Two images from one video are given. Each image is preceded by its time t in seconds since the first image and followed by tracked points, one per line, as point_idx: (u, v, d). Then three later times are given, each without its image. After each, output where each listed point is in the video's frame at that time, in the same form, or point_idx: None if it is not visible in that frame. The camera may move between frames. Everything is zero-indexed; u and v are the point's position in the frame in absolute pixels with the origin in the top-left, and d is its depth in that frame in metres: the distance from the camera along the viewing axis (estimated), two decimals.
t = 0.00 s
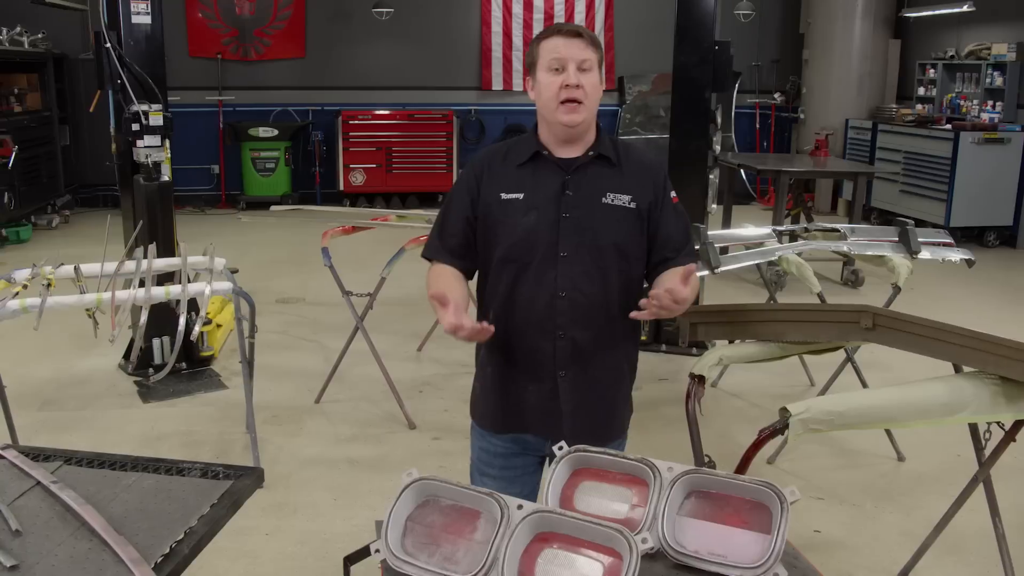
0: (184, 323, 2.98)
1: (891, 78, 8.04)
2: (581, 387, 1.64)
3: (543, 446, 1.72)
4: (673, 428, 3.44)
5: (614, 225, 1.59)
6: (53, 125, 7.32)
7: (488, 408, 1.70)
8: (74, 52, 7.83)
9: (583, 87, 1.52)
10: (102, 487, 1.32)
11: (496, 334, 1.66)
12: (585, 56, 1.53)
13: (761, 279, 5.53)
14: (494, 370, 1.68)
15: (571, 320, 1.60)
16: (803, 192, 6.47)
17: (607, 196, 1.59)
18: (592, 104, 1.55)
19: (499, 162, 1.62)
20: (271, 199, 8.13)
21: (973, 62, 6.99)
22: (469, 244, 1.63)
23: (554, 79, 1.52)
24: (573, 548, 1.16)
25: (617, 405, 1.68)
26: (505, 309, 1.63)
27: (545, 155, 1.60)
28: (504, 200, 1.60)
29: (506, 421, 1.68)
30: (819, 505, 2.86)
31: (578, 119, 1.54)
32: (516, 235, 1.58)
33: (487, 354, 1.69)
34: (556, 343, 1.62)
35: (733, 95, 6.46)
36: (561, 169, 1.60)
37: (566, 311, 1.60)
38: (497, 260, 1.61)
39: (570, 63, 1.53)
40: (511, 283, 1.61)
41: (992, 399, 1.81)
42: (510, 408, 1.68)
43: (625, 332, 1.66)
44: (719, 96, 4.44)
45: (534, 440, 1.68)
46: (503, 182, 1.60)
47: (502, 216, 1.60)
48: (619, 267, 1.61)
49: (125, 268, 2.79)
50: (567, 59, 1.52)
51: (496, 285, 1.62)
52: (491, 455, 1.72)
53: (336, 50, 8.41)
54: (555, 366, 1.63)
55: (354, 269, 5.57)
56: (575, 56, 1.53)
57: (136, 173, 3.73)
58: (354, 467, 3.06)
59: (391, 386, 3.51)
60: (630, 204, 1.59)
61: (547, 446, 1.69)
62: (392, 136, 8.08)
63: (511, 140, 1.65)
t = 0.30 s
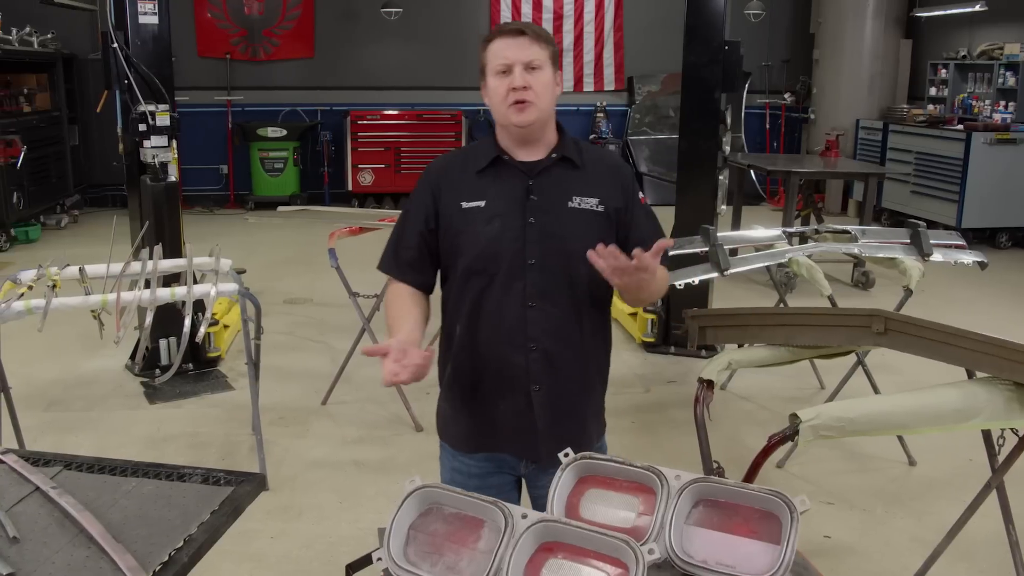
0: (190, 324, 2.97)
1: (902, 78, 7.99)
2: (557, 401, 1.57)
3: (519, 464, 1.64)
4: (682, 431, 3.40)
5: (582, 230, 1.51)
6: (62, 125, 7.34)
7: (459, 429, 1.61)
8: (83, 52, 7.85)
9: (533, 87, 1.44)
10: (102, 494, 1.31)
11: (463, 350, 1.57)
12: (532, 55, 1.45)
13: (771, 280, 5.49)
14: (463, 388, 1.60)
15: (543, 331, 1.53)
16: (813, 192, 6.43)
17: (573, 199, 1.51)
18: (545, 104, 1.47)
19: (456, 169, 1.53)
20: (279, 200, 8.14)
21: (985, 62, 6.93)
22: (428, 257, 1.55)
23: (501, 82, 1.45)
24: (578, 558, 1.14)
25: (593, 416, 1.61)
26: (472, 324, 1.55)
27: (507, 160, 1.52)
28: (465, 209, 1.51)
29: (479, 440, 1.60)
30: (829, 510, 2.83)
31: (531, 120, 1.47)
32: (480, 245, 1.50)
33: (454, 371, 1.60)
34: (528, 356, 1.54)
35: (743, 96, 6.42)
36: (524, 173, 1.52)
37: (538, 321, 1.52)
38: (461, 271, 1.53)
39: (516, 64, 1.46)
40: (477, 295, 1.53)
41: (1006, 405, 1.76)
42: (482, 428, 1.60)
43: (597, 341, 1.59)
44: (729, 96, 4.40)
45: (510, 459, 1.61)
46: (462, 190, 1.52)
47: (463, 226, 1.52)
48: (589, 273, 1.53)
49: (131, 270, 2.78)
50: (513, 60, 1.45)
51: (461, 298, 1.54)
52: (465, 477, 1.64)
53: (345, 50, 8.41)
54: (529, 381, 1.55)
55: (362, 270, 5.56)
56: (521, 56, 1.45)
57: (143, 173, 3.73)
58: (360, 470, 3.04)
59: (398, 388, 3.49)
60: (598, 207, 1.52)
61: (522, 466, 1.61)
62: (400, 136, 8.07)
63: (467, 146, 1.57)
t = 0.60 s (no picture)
0: (196, 324, 2.96)
1: (913, 77, 7.94)
2: (544, 411, 1.54)
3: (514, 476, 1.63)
4: (691, 433, 3.38)
5: (555, 234, 1.49)
6: (72, 124, 7.36)
7: (445, 449, 1.60)
8: (93, 52, 7.87)
9: (486, 95, 1.41)
10: (103, 498, 1.30)
11: (441, 368, 1.56)
12: (480, 60, 1.42)
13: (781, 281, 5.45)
14: (445, 408, 1.58)
15: (522, 342, 1.51)
16: (824, 192, 6.38)
17: (544, 203, 1.49)
18: (500, 108, 1.44)
19: (419, 184, 1.52)
20: (288, 199, 8.14)
21: (997, 61, 6.87)
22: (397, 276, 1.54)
23: (453, 94, 1.43)
24: (584, 567, 1.11)
25: (583, 423, 1.58)
26: (448, 341, 1.54)
27: (469, 168, 1.51)
28: (432, 223, 1.50)
29: (467, 460, 1.57)
30: (839, 514, 2.80)
31: (489, 128, 1.44)
32: (451, 259, 1.49)
33: (436, 390, 1.58)
34: (510, 370, 1.52)
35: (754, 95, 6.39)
36: (490, 179, 1.50)
37: (517, 334, 1.50)
38: (435, 288, 1.51)
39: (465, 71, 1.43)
40: (452, 312, 1.52)
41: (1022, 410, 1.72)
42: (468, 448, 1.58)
43: (579, 345, 1.56)
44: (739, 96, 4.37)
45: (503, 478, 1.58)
46: (428, 205, 1.51)
47: (432, 242, 1.50)
48: (567, 279, 1.50)
49: (138, 270, 2.78)
50: (462, 68, 1.42)
51: (436, 315, 1.53)
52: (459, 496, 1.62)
53: (355, 50, 8.40)
54: (513, 396, 1.53)
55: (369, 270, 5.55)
56: (469, 63, 1.42)
57: (151, 173, 3.72)
58: (367, 471, 3.03)
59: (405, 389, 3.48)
60: (570, 209, 1.50)
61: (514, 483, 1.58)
62: (409, 136, 8.05)
63: (429, 158, 1.55)
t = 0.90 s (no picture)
0: (202, 324, 2.95)
1: (925, 77, 7.87)
2: (553, 423, 1.53)
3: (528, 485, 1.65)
4: (700, 436, 3.35)
5: (561, 242, 1.47)
6: (81, 124, 7.38)
7: (454, 461, 1.59)
8: (103, 52, 7.89)
9: (488, 102, 1.39)
10: (103, 502, 1.28)
11: (448, 381, 1.55)
12: (481, 64, 1.39)
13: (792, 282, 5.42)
14: (452, 420, 1.57)
15: (528, 354, 1.49)
16: (835, 193, 6.33)
17: (549, 211, 1.47)
18: (502, 113, 1.41)
19: (419, 193, 1.50)
20: (297, 199, 8.14)
21: (1010, 61, 6.80)
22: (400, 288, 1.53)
23: (452, 100, 1.39)
24: None
25: (594, 431, 1.57)
26: (453, 354, 1.53)
27: (470, 176, 1.48)
28: (435, 235, 1.48)
29: (477, 475, 1.56)
30: (850, 519, 2.77)
31: (490, 135, 1.41)
32: (456, 271, 1.47)
33: (442, 404, 1.57)
34: (518, 384, 1.50)
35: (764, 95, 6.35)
36: (493, 187, 1.48)
37: (524, 346, 1.49)
38: (439, 301, 1.50)
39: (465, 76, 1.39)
40: (458, 324, 1.50)
41: None
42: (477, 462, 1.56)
43: (588, 354, 1.55)
44: (750, 96, 4.33)
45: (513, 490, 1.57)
46: (430, 216, 1.49)
47: (435, 254, 1.48)
48: (575, 288, 1.48)
49: (143, 270, 2.77)
50: (462, 73, 1.39)
51: (441, 329, 1.52)
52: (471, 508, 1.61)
53: (364, 50, 8.40)
54: (521, 409, 1.52)
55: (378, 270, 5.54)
56: (469, 68, 1.39)
57: (159, 173, 3.72)
58: (373, 473, 3.01)
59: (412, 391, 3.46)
60: (575, 215, 1.47)
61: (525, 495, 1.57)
62: (418, 136, 8.03)
63: (429, 163, 1.53)
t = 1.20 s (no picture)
0: (207, 325, 2.94)
1: (936, 77, 7.82)
2: (560, 432, 1.51)
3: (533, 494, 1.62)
4: (707, 438, 3.33)
5: (579, 248, 1.44)
6: (90, 123, 7.40)
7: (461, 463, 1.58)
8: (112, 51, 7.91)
9: (513, 102, 1.36)
10: (102, 506, 1.27)
11: (457, 383, 1.53)
12: (510, 63, 1.36)
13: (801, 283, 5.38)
14: (459, 424, 1.55)
15: (540, 361, 1.47)
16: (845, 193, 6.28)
17: (567, 216, 1.45)
18: (526, 116, 1.39)
19: (437, 190, 1.48)
20: (305, 199, 8.14)
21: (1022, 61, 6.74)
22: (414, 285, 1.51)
23: (478, 97, 1.37)
24: None
25: (603, 442, 1.55)
26: (464, 357, 1.51)
27: (490, 176, 1.46)
28: (450, 234, 1.46)
29: (481, 481, 1.55)
30: (859, 523, 2.74)
31: (513, 136, 1.39)
32: (469, 273, 1.45)
33: (452, 406, 1.56)
34: (526, 391, 1.49)
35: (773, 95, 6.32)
36: (511, 188, 1.46)
37: (535, 353, 1.47)
38: (451, 303, 1.48)
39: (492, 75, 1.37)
40: (469, 327, 1.49)
41: None
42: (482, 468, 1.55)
43: (602, 364, 1.52)
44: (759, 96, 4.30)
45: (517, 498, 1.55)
46: (446, 214, 1.47)
47: (450, 254, 1.46)
48: (590, 295, 1.46)
49: (148, 270, 2.76)
50: (489, 70, 1.36)
51: (453, 330, 1.50)
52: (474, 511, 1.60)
53: (372, 49, 8.39)
54: (528, 416, 1.50)
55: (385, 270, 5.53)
56: (497, 66, 1.36)
57: (166, 173, 3.71)
58: (378, 475, 3.00)
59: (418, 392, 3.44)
60: (595, 221, 1.45)
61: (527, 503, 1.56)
62: (426, 136, 8.02)
63: (449, 160, 1.51)
